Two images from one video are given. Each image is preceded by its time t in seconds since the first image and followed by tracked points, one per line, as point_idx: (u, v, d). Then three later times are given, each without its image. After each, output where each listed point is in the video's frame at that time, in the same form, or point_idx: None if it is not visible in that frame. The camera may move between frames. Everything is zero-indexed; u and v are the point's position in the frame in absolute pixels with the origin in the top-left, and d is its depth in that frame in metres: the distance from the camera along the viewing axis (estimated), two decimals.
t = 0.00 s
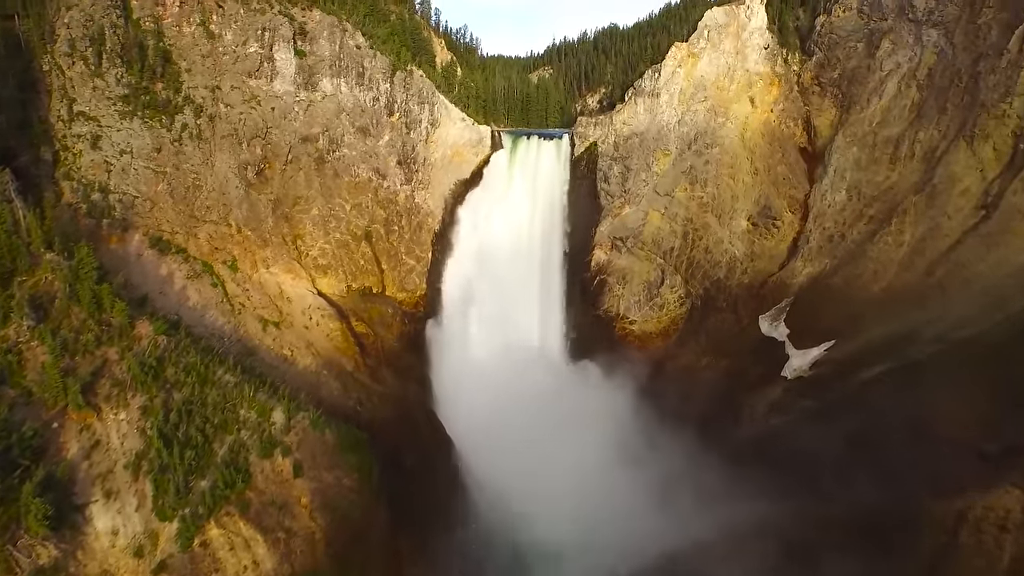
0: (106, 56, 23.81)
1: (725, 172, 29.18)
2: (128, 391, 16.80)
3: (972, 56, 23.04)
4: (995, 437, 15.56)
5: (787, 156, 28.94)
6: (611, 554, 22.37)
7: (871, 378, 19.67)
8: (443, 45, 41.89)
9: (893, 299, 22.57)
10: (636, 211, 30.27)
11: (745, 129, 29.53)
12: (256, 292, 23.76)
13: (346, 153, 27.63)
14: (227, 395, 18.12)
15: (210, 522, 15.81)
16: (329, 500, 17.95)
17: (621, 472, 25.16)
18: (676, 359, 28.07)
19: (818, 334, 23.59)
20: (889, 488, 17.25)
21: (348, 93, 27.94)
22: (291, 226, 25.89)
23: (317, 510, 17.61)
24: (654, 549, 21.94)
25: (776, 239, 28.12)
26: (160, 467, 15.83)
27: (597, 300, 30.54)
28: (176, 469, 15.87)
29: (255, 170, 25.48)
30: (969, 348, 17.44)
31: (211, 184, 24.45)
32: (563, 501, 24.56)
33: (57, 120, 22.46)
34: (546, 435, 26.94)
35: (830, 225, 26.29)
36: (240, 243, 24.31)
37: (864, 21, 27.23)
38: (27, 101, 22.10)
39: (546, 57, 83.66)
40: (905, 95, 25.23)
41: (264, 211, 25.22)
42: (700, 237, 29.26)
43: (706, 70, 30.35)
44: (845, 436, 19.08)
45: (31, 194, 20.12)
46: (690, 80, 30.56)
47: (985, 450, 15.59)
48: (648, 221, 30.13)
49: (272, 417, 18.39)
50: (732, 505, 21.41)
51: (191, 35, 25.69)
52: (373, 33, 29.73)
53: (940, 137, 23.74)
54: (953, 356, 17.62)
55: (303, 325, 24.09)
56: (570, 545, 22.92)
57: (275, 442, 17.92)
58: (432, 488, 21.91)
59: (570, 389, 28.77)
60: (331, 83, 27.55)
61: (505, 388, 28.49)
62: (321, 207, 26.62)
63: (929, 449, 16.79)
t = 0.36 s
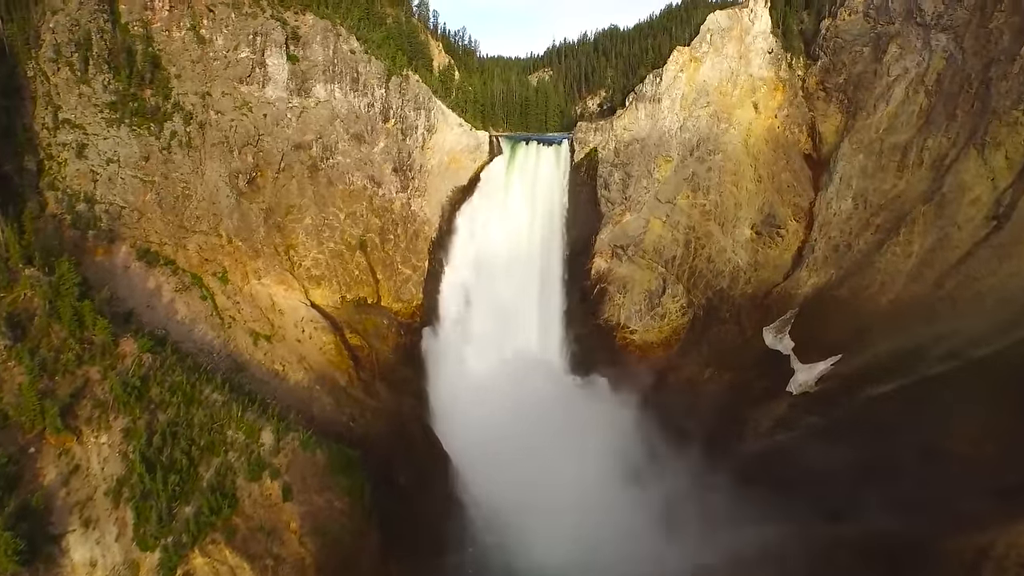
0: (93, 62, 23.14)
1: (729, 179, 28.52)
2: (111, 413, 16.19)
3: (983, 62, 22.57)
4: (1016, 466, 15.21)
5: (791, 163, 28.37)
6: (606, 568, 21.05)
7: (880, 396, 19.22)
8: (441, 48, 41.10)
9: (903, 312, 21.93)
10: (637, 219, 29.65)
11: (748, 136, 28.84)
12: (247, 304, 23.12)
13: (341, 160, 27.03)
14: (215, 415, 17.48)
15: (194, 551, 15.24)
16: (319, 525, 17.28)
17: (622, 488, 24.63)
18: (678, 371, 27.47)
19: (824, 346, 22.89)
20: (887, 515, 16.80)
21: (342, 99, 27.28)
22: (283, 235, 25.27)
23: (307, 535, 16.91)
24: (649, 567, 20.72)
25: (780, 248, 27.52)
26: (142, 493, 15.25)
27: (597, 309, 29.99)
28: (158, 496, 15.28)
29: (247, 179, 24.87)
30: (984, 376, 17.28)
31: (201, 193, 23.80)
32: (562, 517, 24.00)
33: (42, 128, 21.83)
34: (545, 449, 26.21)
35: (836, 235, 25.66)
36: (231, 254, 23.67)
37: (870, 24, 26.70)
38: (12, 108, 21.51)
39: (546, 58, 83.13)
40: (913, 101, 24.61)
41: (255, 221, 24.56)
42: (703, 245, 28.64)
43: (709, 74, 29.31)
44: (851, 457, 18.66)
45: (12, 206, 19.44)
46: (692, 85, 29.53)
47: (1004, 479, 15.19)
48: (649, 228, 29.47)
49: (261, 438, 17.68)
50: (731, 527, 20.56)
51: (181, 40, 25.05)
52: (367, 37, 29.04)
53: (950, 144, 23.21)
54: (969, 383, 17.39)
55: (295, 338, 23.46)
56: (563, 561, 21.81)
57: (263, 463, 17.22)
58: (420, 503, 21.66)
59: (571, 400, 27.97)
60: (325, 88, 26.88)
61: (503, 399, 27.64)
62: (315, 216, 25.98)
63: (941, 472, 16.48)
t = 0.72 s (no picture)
0: (79, 68, 22.31)
1: (732, 187, 27.91)
2: (91, 437, 15.28)
3: (995, 68, 21.81)
4: None
5: (796, 171, 27.70)
6: None
7: (889, 417, 18.67)
8: (438, 52, 40.41)
9: (911, 326, 21.31)
10: (638, 227, 29.04)
11: (752, 143, 28.28)
12: (237, 318, 22.52)
13: (335, 168, 26.41)
14: (200, 437, 16.84)
15: None
16: (309, 550, 16.67)
17: (624, 505, 23.73)
18: (679, 384, 26.85)
19: (830, 361, 22.24)
20: (901, 548, 16.25)
21: (336, 105, 26.65)
22: (275, 246, 24.69)
23: (296, 563, 16.22)
24: None
25: (785, 257, 26.89)
26: (122, 523, 14.31)
27: (597, 319, 29.38)
28: (139, 524, 14.44)
29: (238, 188, 24.33)
30: (999, 395, 16.83)
31: (190, 203, 23.15)
32: (564, 535, 22.95)
33: (26, 136, 20.81)
34: (544, 463, 25.32)
35: (842, 244, 25.03)
36: (221, 265, 23.07)
37: (877, 28, 26.00)
38: None
39: (546, 60, 82.63)
40: (921, 107, 23.94)
41: (246, 232, 23.99)
42: (705, 254, 28.05)
43: (712, 79, 28.71)
44: (864, 482, 18.07)
45: None
46: (695, 90, 28.90)
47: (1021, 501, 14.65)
48: (651, 237, 28.94)
49: (249, 461, 17.24)
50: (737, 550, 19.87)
51: (170, 45, 24.40)
52: (362, 41, 28.45)
53: (960, 152, 22.53)
54: (984, 402, 16.95)
55: (287, 352, 22.87)
56: None
57: (250, 488, 16.69)
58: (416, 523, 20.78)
59: (571, 412, 27.23)
60: (318, 95, 26.25)
61: (501, 411, 26.88)
62: (308, 226, 25.38)
63: (958, 506, 15.81)
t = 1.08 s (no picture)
0: (64, 74, 21.67)
1: (735, 195, 27.21)
2: (70, 462, 14.73)
3: (1007, 74, 21.16)
4: None
5: (801, 178, 27.06)
6: None
7: (901, 437, 17.93)
8: (436, 55, 39.69)
9: (922, 342, 20.62)
10: (639, 235, 28.30)
11: (755, 150, 27.56)
12: (227, 332, 21.87)
13: (328, 177, 25.78)
14: (186, 460, 16.18)
15: None
16: None
17: (627, 524, 23.28)
18: (682, 397, 26.17)
19: (838, 377, 21.47)
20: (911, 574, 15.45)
21: (329, 112, 26.02)
22: (267, 256, 24.04)
23: None
24: None
25: (789, 267, 26.24)
26: (99, 554, 13.82)
27: (597, 329, 28.63)
28: (118, 556, 13.93)
29: (230, 198, 23.69)
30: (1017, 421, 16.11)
31: (179, 213, 22.48)
32: (565, 556, 22.45)
33: (8, 144, 20.47)
34: (543, 478, 24.72)
35: (848, 255, 24.39)
36: (211, 277, 22.39)
37: (884, 33, 25.37)
38: None
39: (546, 62, 82.05)
40: (930, 114, 23.32)
41: (237, 243, 23.32)
42: (708, 264, 27.38)
43: (714, 85, 28.00)
44: (873, 502, 17.23)
45: None
46: (697, 96, 28.23)
47: None
48: (653, 246, 28.22)
49: (236, 484, 16.59)
50: None
51: (159, 51, 23.70)
52: (357, 46, 27.81)
53: (971, 161, 21.89)
54: (1002, 427, 16.20)
55: (279, 367, 22.26)
56: None
57: (237, 514, 16.08)
58: (410, 542, 20.33)
59: (571, 426, 26.59)
60: (312, 101, 25.64)
61: (500, 425, 26.17)
62: (301, 236, 24.79)
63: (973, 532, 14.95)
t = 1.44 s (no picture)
0: (48, 80, 20.69)
1: (738, 203, 26.61)
2: (45, 490, 13.59)
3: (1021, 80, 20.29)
4: None
5: (806, 186, 26.43)
6: None
7: (913, 459, 17.37)
8: (433, 58, 38.97)
9: (930, 357, 20.07)
10: (640, 243, 27.68)
11: (759, 157, 26.85)
12: (216, 346, 21.23)
13: (321, 185, 25.22)
14: (170, 485, 15.42)
15: None
16: None
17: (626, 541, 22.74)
18: (683, 410, 25.58)
19: (844, 393, 20.86)
20: None
21: (322, 118, 25.37)
22: (258, 268, 23.45)
23: None
24: None
25: (794, 278, 25.62)
26: None
27: (598, 339, 27.85)
28: None
29: (219, 208, 23.11)
30: None
31: (167, 224, 21.81)
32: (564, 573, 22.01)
33: None
34: (541, 491, 24.22)
35: (855, 265, 23.77)
36: (200, 290, 21.77)
37: (892, 37, 24.66)
38: None
39: (546, 63, 81.45)
40: (939, 121, 22.63)
41: (227, 254, 22.72)
42: (710, 273, 26.78)
43: (717, 90, 27.29)
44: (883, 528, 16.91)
45: None
46: (700, 101, 27.47)
47: None
48: (654, 255, 27.66)
49: (222, 510, 15.84)
50: None
51: (147, 56, 22.97)
52: (350, 51, 27.11)
53: (982, 170, 21.23)
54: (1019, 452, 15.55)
55: (270, 383, 21.66)
56: None
57: (222, 540, 15.26)
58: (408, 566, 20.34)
59: (570, 438, 26.10)
60: (304, 108, 24.99)
61: (497, 437, 25.59)
62: (293, 246, 24.19)
63: (993, 570, 14.49)
